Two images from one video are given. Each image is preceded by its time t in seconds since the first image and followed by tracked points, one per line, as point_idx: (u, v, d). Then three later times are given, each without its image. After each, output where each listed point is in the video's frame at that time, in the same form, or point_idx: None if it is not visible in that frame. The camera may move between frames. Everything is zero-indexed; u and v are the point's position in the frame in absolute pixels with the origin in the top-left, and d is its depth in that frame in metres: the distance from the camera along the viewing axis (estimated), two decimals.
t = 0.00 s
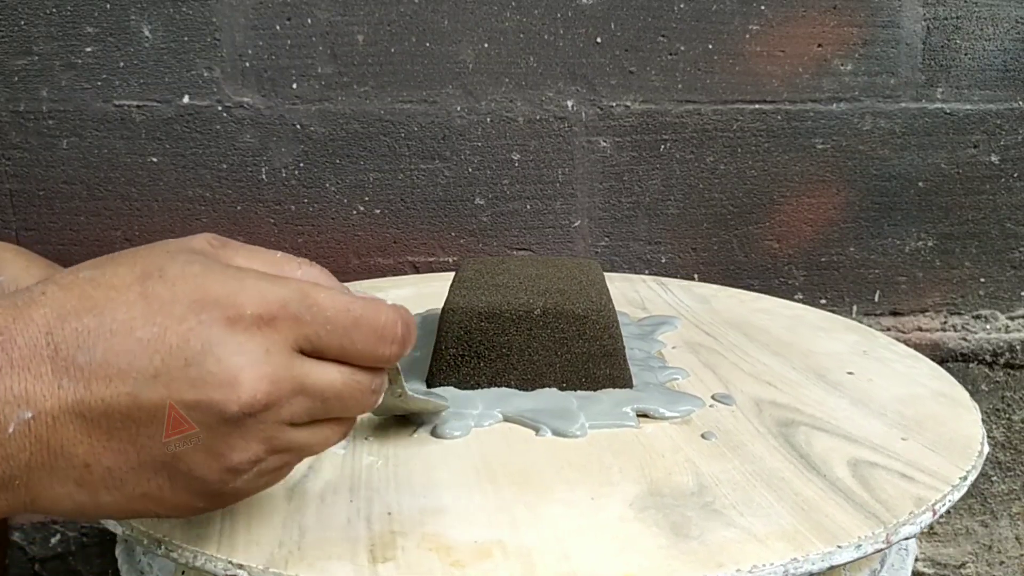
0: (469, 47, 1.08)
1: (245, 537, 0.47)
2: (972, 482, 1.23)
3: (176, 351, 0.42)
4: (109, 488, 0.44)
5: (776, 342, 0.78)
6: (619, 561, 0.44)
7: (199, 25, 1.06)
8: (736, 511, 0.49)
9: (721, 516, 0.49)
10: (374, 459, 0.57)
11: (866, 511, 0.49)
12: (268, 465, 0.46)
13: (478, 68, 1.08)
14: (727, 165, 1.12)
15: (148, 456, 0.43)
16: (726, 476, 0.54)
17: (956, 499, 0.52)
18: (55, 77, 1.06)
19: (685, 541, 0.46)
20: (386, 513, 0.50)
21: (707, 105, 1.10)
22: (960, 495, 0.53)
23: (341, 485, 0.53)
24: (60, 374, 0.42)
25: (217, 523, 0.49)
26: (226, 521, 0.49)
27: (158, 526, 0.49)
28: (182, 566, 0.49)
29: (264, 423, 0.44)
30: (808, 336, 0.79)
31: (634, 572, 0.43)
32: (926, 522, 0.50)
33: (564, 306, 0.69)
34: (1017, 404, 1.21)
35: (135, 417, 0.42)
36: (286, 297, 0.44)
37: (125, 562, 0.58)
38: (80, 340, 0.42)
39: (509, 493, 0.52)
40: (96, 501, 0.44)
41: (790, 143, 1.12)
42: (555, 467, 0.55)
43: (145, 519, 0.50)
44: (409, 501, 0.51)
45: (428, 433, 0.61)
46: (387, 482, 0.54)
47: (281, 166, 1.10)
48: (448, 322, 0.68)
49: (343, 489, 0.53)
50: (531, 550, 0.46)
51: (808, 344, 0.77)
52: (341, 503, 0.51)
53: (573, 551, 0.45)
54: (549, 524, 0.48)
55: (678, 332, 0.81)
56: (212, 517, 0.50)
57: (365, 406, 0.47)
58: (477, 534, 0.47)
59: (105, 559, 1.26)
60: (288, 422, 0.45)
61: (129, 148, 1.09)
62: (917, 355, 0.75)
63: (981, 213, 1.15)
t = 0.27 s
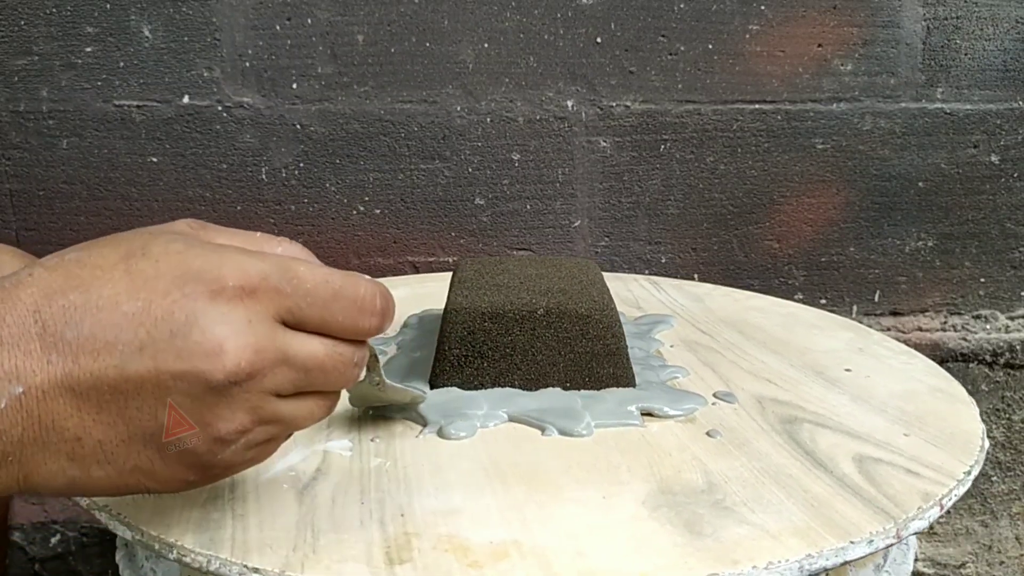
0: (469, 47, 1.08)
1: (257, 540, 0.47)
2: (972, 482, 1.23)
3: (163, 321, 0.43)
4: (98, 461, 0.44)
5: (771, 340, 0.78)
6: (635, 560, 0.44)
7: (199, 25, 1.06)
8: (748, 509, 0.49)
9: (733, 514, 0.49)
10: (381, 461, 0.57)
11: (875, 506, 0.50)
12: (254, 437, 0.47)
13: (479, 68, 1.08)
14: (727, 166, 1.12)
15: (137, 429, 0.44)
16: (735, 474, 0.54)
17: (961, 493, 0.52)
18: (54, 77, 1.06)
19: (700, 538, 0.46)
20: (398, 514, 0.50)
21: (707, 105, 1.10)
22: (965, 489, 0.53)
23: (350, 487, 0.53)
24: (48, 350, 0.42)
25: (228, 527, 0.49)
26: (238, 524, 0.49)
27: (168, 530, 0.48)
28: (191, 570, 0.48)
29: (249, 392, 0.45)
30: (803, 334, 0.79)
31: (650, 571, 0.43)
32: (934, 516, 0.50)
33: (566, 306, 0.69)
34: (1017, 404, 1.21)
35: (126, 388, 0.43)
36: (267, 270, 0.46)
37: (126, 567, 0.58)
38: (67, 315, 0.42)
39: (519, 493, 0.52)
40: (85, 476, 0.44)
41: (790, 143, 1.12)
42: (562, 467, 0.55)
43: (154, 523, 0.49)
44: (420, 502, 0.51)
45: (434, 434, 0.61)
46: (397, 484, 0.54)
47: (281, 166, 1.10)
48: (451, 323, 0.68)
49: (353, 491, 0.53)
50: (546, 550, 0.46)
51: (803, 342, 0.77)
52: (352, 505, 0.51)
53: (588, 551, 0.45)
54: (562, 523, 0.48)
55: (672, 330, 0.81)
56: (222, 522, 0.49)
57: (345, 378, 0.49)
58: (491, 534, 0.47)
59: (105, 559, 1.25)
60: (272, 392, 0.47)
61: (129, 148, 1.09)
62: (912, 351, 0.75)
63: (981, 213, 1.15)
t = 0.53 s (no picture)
0: (469, 47, 1.08)
1: (253, 539, 0.47)
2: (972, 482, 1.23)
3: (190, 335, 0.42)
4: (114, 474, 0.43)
5: (772, 340, 0.78)
6: (632, 560, 0.44)
7: (199, 25, 1.06)
8: (745, 510, 0.49)
9: (730, 514, 0.49)
10: (379, 461, 0.57)
11: (873, 507, 0.50)
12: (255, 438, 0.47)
13: (479, 68, 1.08)
14: (727, 166, 1.12)
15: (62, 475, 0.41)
16: (734, 475, 0.53)
17: (960, 494, 0.52)
18: (54, 77, 1.06)
19: (697, 540, 0.46)
20: (395, 514, 0.50)
21: (707, 105, 1.10)
22: (964, 490, 0.53)
23: (347, 487, 0.53)
24: None
25: (224, 526, 0.49)
26: (234, 523, 0.49)
27: (163, 529, 0.48)
28: (188, 568, 0.48)
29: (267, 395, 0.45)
30: (803, 334, 0.79)
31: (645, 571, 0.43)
32: (932, 518, 0.50)
33: (566, 306, 0.69)
34: (1017, 404, 1.21)
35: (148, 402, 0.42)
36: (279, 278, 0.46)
37: (126, 566, 0.58)
38: None
39: (516, 493, 0.52)
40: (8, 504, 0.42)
41: (790, 143, 1.12)
42: (560, 467, 0.55)
43: (151, 523, 0.49)
44: (417, 502, 0.51)
45: (432, 434, 0.61)
46: (395, 484, 0.53)
47: (281, 166, 1.10)
48: (451, 323, 0.68)
49: (350, 491, 0.53)
50: (543, 550, 0.46)
51: (802, 342, 0.77)
52: (349, 504, 0.51)
53: (584, 551, 0.45)
54: (558, 524, 0.48)
55: (674, 330, 0.81)
56: (219, 521, 0.49)
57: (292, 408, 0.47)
58: (487, 534, 0.47)
59: (105, 559, 1.25)
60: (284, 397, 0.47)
61: (129, 148, 1.09)
62: (913, 352, 0.75)
63: (981, 213, 1.15)
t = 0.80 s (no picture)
0: (468, 47, 1.08)
1: (266, 544, 0.47)
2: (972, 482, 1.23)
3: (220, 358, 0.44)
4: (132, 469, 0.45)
5: (771, 338, 0.78)
6: (646, 559, 0.45)
7: (199, 25, 1.06)
8: (754, 508, 0.49)
9: (740, 512, 0.49)
10: (386, 463, 0.57)
11: (881, 503, 0.50)
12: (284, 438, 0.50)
13: (478, 69, 1.08)
14: (727, 166, 1.12)
15: None
16: (739, 473, 0.53)
17: (964, 490, 0.52)
18: (55, 78, 1.06)
19: (710, 538, 0.46)
20: (407, 516, 0.50)
21: (707, 105, 1.10)
22: (969, 485, 0.53)
23: (356, 489, 0.53)
24: None
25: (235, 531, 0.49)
26: (246, 528, 0.49)
27: (175, 534, 0.48)
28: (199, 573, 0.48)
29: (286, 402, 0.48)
30: (799, 333, 0.79)
31: (662, 570, 0.44)
32: (940, 513, 0.50)
33: (568, 306, 0.68)
34: (1017, 404, 1.21)
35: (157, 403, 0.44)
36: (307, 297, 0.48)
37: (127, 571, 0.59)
38: None
39: (526, 493, 0.52)
40: None
41: (791, 143, 1.12)
42: (566, 466, 0.55)
43: (161, 528, 0.49)
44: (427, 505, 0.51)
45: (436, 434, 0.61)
46: (404, 485, 0.53)
47: (281, 166, 1.10)
48: (453, 323, 0.68)
49: (360, 493, 0.52)
50: (557, 551, 0.46)
51: (800, 340, 0.77)
52: (359, 507, 0.51)
53: (598, 550, 0.45)
54: (570, 523, 0.48)
55: (672, 330, 0.81)
56: (229, 526, 0.49)
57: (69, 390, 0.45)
58: (501, 534, 0.47)
59: (105, 559, 1.26)
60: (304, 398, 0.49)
61: (129, 147, 1.09)
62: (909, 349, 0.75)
63: (981, 213, 1.15)
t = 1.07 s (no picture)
0: (468, 47, 1.08)
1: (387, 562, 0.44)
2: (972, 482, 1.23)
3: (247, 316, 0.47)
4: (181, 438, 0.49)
5: (760, 339, 0.79)
6: (765, 539, 0.47)
7: (199, 25, 1.06)
8: (821, 485, 0.53)
9: (816, 487, 0.53)
10: (448, 472, 0.55)
11: (930, 466, 0.55)
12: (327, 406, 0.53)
13: (478, 69, 1.08)
14: (727, 166, 1.12)
15: None
16: (783, 457, 0.57)
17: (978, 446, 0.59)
18: (55, 78, 1.06)
19: (800, 513, 0.50)
20: (509, 522, 0.49)
21: (707, 105, 1.10)
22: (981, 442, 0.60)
23: (435, 503, 0.51)
24: None
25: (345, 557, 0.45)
26: (353, 550, 0.46)
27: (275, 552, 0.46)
28: None
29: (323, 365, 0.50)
30: (756, 322, 0.83)
31: (787, 547, 0.46)
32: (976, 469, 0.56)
33: (587, 302, 0.69)
34: (1017, 404, 1.21)
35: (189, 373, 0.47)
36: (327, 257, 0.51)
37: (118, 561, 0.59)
38: None
39: (601, 490, 0.52)
40: None
41: (790, 143, 1.12)
42: (615, 459, 0.56)
43: (262, 559, 0.45)
44: (433, 503, 0.51)
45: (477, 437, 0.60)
46: (481, 497, 0.51)
47: (281, 166, 1.10)
48: (479, 327, 0.66)
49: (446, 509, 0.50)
50: (674, 541, 0.47)
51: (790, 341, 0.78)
52: (455, 518, 0.49)
53: (714, 535, 0.47)
54: (663, 515, 0.49)
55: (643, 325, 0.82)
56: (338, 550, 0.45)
57: None
58: (612, 531, 0.48)
59: (105, 559, 1.26)
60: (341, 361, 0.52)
61: (129, 148, 1.09)
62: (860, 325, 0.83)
63: (981, 213, 1.15)
